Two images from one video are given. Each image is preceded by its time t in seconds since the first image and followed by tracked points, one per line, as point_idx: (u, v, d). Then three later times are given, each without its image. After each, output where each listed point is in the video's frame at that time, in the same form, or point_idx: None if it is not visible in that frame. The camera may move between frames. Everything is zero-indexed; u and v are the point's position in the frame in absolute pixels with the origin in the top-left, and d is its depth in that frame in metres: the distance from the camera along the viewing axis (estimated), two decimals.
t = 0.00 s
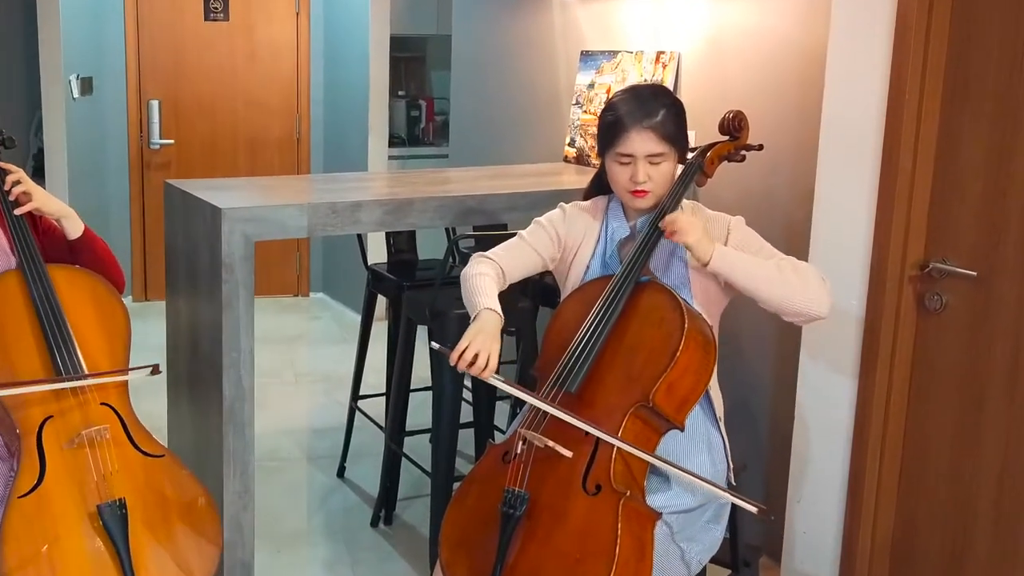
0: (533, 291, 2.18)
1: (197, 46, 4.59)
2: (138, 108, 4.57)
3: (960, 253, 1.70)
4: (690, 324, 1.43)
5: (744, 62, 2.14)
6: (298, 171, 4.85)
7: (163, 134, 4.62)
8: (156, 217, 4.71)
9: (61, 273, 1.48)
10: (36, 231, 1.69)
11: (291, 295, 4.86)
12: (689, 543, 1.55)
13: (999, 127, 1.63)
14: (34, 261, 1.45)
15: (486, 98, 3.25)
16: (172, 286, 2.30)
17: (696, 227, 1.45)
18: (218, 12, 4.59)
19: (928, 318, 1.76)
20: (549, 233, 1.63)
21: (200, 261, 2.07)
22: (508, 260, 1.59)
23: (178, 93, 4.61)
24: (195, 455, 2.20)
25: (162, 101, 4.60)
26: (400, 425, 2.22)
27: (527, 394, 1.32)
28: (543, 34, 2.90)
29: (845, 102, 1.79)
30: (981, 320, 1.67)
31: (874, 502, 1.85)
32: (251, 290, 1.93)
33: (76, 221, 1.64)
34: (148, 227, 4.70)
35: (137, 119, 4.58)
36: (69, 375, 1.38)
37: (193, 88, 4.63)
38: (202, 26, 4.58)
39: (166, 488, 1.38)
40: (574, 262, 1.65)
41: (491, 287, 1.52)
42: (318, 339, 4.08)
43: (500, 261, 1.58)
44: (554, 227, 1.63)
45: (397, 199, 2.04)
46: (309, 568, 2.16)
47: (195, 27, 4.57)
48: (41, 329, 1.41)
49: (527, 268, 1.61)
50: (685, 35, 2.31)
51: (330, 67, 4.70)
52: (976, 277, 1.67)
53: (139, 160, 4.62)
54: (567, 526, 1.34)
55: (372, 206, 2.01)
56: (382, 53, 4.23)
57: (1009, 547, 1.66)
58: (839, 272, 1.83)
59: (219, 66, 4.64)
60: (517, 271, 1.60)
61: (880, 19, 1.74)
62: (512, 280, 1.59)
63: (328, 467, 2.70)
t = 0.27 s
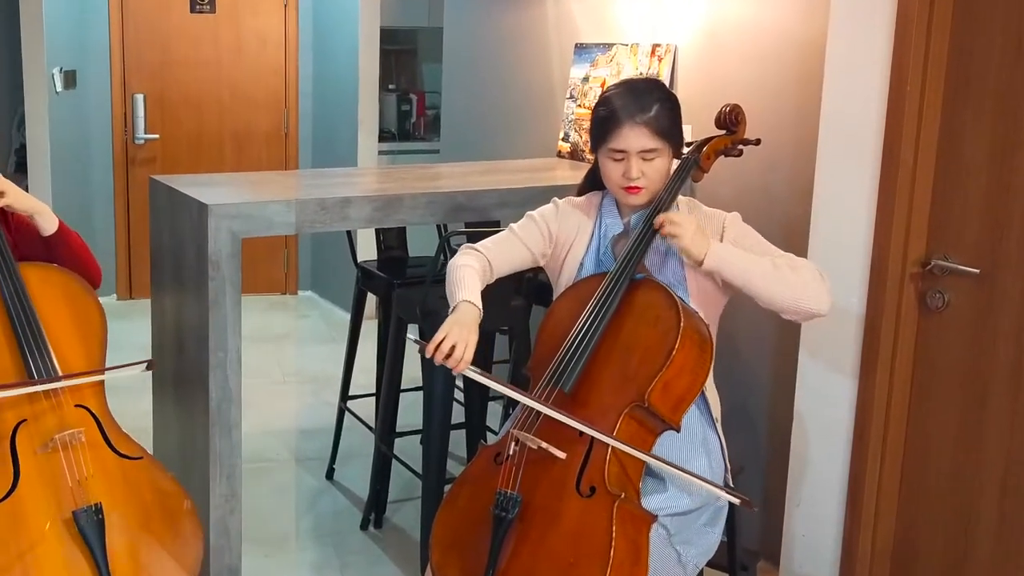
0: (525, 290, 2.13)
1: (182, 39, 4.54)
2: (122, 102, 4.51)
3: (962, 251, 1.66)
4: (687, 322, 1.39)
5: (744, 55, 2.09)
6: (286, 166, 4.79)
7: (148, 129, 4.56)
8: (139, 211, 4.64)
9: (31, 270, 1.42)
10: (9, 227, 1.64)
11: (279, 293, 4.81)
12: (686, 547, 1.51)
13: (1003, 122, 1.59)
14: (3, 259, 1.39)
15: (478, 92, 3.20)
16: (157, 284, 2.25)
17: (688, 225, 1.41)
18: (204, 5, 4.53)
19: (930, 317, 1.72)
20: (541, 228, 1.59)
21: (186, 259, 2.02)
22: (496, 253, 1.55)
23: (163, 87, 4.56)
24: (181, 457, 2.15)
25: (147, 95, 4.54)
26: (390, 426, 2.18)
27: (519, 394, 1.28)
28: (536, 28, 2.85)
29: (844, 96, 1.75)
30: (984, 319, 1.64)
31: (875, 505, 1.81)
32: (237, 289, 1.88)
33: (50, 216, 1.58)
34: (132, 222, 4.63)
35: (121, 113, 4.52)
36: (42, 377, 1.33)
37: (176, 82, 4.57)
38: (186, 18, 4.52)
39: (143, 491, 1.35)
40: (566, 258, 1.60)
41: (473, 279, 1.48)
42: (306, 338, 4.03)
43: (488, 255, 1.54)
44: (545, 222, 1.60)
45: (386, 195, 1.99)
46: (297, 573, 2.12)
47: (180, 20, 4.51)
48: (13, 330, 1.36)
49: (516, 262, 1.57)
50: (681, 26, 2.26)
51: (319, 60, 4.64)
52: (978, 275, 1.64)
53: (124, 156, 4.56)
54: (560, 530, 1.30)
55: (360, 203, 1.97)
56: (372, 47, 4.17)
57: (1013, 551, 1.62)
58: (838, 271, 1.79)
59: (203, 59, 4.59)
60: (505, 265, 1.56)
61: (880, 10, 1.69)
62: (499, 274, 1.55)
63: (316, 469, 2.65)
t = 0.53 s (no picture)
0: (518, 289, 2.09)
1: (166, 32, 4.49)
2: (107, 96, 4.46)
3: (964, 248, 1.63)
4: (683, 320, 1.34)
5: (742, 48, 2.06)
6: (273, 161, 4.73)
7: (133, 124, 4.51)
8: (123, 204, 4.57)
9: (1, 267, 1.37)
10: None
11: (266, 291, 4.77)
12: (683, 550, 1.46)
13: (1006, 116, 1.56)
14: None
15: (469, 87, 3.16)
16: (141, 282, 2.20)
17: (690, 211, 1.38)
18: None
19: (932, 316, 1.69)
20: (532, 224, 1.55)
21: (171, 256, 1.97)
22: (484, 247, 1.50)
23: (148, 81, 4.51)
24: (165, 459, 2.11)
25: (131, 89, 4.49)
26: (380, 428, 2.14)
27: (510, 394, 1.24)
28: (529, 20, 2.81)
29: (844, 89, 1.71)
30: (987, 318, 1.60)
31: (875, 508, 1.77)
32: (223, 287, 1.83)
33: (24, 206, 1.53)
34: (117, 218, 4.57)
35: (104, 107, 4.46)
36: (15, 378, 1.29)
37: (160, 75, 4.52)
38: (171, 10, 4.47)
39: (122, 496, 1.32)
40: (558, 255, 1.56)
41: (457, 273, 1.44)
42: (294, 337, 3.99)
43: (476, 248, 1.50)
44: (537, 217, 1.55)
45: (376, 191, 1.95)
46: None
47: (165, 12, 4.46)
48: None
49: (505, 258, 1.53)
50: (676, 18, 2.23)
51: (307, 54, 4.59)
52: (981, 272, 1.60)
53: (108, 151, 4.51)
54: (553, 533, 1.26)
55: (349, 199, 1.92)
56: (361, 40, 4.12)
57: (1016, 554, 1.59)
58: (837, 268, 1.75)
59: (188, 53, 4.53)
60: (493, 260, 1.52)
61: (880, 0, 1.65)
62: (486, 268, 1.51)
63: (304, 470, 2.61)
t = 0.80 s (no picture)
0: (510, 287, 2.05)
1: (150, 23, 4.42)
2: (90, 89, 4.39)
3: (967, 245, 1.59)
4: (678, 317, 1.30)
5: (741, 39, 2.02)
6: (260, 155, 4.69)
7: (116, 117, 4.44)
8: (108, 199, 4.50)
9: None
10: None
11: (253, 289, 4.72)
12: (678, 554, 1.42)
13: (1010, 110, 1.52)
14: None
15: (460, 81, 3.12)
16: (124, 280, 2.15)
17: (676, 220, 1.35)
18: None
19: (933, 314, 1.65)
20: (523, 219, 1.51)
21: (155, 253, 1.92)
22: (473, 241, 1.48)
23: (132, 73, 4.44)
24: (149, 460, 2.06)
25: (115, 81, 4.42)
26: (369, 429, 2.10)
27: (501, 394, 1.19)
28: (523, 13, 2.76)
29: (844, 82, 1.67)
30: (990, 316, 1.57)
31: (876, 510, 1.74)
32: (208, 284, 1.78)
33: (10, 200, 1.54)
34: (99, 212, 4.49)
35: (87, 100, 4.39)
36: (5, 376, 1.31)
37: (143, 68, 4.45)
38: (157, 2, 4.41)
39: (110, 498, 1.34)
40: (550, 252, 1.52)
41: (439, 267, 1.42)
42: (280, 335, 3.94)
43: (463, 243, 1.48)
44: (529, 212, 1.51)
45: (365, 187, 1.90)
46: None
47: (150, 3, 4.40)
48: None
49: (494, 253, 1.50)
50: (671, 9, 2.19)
51: (294, 46, 4.54)
52: (984, 269, 1.57)
53: (91, 146, 4.43)
54: (545, 536, 1.22)
55: (338, 195, 1.87)
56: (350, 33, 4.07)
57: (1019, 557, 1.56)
58: (837, 266, 1.71)
59: (173, 46, 4.48)
60: (482, 255, 1.49)
61: None
62: (474, 263, 1.48)
63: (292, 472, 2.56)
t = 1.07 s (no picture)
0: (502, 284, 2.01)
1: (135, 16, 4.37)
2: (73, 82, 4.34)
3: (969, 242, 1.56)
4: (674, 314, 1.26)
5: (738, 30, 1.97)
6: (246, 150, 4.63)
7: (100, 112, 4.39)
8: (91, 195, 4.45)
9: None
10: None
11: (240, 287, 4.67)
12: (673, 558, 1.38)
13: (1014, 105, 1.48)
14: None
15: (452, 75, 3.07)
16: (108, 277, 2.10)
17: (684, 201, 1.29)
18: None
19: (935, 313, 1.62)
20: (514, 213, 1.48)
21: (139, 251, 1.87)
22: (461, 233, 1.45)
23: (116, 66, 4.39)
24: (133, 462, 2.01)
25: (99, 74, 4.37)
26: (357, 429, 2.06)
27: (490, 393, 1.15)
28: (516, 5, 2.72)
29: (844, 76, 1.63)
30: (993, 315, 1.53)
31: (876, 513, 1.70)
32: (193, 283, 1.73)
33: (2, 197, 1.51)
34: (83, 207, 4.44)
35: (70, 94, 4.34)
36: None
37: (125, 60, 4.40)
38: None
39: (101, 499, 1.28)
40: (542, 248, 1.47)
41: (422, 256, 1.39)
42: (267, 334, 3.89)
43: (450, 233, 1.45)
44: (520, 206, 1.48)
45: (354, 182, 1.86)
46: None
47: None
48: None
49: (483, 246, 1.47)
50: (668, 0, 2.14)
51: (281, 40, 4.48)
52: (987, 267, 1.53)
53: (74, 141, 4.38)
54: (538, 540, 1.18)
55: (326, 191, 1.82)
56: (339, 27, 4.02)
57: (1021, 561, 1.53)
58: (837, 264, 1.68)
59: (158, 38, 4.43)
60: (469, 247, 1.46)
61: None
62: (461, 255, 1.45)
63: (279, 474, 2.52)
